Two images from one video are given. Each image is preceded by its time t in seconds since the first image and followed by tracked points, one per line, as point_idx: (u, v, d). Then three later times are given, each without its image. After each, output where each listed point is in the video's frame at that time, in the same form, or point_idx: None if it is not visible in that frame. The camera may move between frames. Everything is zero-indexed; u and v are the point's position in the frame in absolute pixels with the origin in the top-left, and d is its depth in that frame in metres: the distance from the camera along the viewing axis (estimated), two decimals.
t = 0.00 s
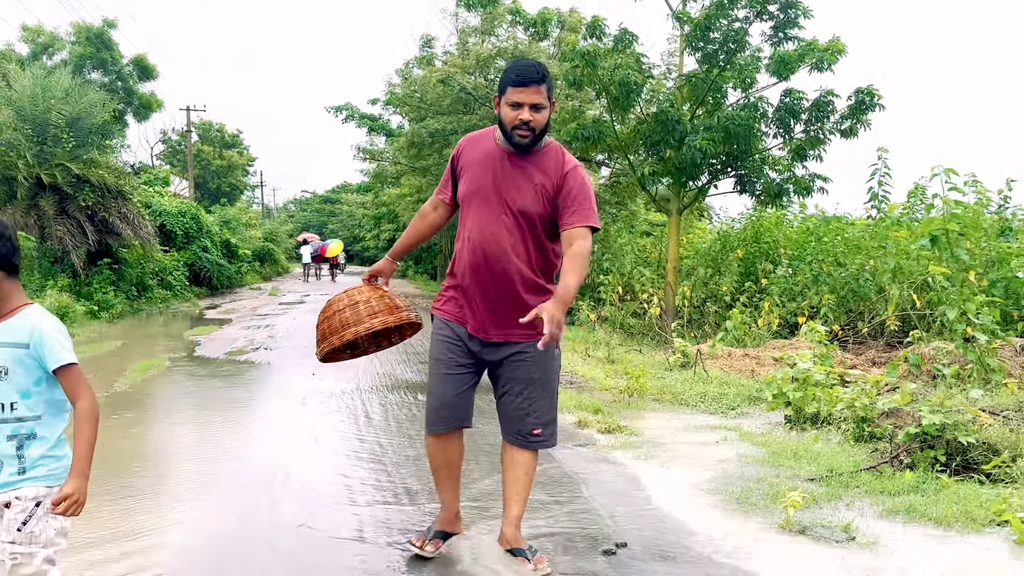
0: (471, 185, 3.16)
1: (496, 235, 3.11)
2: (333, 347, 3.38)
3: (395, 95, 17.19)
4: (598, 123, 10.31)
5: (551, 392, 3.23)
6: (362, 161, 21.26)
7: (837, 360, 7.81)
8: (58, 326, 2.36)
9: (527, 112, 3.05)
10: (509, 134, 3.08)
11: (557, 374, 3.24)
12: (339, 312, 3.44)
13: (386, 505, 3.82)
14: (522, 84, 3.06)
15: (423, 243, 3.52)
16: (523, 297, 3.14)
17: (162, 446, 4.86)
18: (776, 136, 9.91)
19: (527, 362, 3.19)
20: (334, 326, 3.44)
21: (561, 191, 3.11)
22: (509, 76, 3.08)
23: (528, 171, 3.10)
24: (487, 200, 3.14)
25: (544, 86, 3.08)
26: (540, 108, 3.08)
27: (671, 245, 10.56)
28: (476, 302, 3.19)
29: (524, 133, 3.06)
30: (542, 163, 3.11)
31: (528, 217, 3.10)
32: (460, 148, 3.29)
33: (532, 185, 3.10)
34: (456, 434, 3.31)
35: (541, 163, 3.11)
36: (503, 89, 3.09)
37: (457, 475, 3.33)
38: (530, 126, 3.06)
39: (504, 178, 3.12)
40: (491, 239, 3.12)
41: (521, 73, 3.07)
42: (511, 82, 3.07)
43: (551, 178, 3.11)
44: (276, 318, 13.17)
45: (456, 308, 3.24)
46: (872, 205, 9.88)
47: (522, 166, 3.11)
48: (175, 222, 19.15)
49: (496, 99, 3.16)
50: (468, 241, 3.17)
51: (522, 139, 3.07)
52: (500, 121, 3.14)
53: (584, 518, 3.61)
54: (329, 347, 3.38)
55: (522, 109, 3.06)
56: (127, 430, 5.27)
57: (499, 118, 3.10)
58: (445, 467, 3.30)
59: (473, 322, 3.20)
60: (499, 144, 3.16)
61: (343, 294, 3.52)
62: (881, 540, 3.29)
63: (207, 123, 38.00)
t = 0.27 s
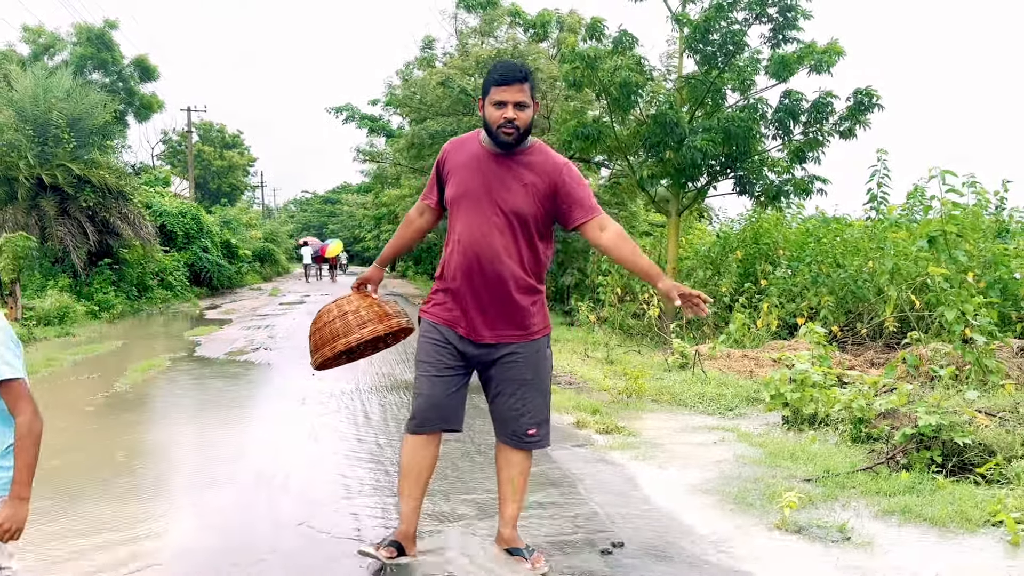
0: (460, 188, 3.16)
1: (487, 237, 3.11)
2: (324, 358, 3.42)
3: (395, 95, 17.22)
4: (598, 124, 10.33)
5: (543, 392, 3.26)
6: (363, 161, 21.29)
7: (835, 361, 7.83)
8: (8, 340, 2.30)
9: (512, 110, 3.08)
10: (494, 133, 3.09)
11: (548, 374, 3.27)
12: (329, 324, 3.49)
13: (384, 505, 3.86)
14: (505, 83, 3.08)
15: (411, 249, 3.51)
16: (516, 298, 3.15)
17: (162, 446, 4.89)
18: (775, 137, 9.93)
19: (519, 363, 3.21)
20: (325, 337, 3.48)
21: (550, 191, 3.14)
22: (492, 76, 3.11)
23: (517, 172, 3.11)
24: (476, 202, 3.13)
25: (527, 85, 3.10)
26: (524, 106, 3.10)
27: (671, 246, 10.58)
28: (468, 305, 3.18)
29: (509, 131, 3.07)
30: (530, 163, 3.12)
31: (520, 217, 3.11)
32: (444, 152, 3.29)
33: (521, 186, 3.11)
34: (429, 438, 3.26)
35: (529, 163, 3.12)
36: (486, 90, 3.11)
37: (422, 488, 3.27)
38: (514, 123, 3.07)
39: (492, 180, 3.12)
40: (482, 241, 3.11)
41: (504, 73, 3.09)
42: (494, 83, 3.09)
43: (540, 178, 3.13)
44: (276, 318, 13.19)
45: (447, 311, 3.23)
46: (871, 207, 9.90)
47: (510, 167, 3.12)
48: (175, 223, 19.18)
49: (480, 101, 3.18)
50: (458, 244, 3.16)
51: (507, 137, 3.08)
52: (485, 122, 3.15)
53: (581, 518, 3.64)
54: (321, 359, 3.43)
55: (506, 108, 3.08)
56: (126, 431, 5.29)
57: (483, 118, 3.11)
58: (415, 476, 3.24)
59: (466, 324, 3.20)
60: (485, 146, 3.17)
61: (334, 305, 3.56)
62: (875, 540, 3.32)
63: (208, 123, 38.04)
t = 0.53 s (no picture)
0: (449, 186, 3.12)
1: (478, 234, 3.08)
2: (306, 371, 3.41)
3: (396, 97, 17.24)
4: (599, 126, 10.35)
5: (535, 393, 3.24)
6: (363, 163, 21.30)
7: (836, 363, 7.83)
8: None
9: (496, 108, 3.09)
10: (479, 131, 3.09)
11: (540, 373, 3.25)
12: (311, 335, 3.47)
13: (387, 506, 3.86)
14: (489, 83, 3.10)
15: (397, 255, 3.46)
16: (512, 295, 3.14)
17: (163, 447, 4.89)
18: (776, 139, 9.94)
19: (512, 363, 3.19)
20: (306, 349, 3.46)
21: (539, 188, 3.16)
22: (475, 75, 3.12)
23: (505, 169, 3.11)
24: (466, 200, 3.11)
25: (511, 83, 3.12)
26: (508, 104, 3.12)
27: (671, 247, 10.59)
28: (460, 305, 3.14)
29: (494, 129, 3.08)
30: (517, 161, 3.13)
31: (511, 214, 3.11)
32: (428, 153, 3.25)
33: (511, 182, 3.11)
34: (420, 445, 3.22)
35: (518, 160, 3.13)
36: (471, 90, 3.12)
37: (416, 493, 3.21)
38: (499, 122, 3.08)
39: (482, 178, 3.11)
40: (475, 238, 3.08)
41: (488, 72, 3.10)
42: (478, 82, 3.10)
43: (529, 175, 3.14)
44: (277, 319, 13.20)
45: (439, 313, 3.17)
46: (871, 209, 9.92)
47: (498, 164, 3.12)
48: (176, 224, 19.19)
49: (464, 101, 3.19)
50: (449, 242, 3.11)
51: (492, 136, 3.08)
52: (469, 121, 3.16)
53: (581, 518, 3.65)
54: (304, 371, 3.41)
55: (490, 106, 3.09)
56: (127, 431, 5.29)
57: (469, 117, 3.12)
58: (408, 485, 3.18)
59: (460, 325, 3.15)
60: (471, 145, 3.16)
61: (316, 316, 3.54)
62: (876, 540, 3.32)
63: (209, 124, 38.09)
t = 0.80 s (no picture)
0: (436, 187, 3.14)
1: (466, 234, 3.09)
2: (287, 373, 3.27)
3: (397, 101, 17.28)
4: (599, 129, 10.37)
5: (523, 398, 3.24)
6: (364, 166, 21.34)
7: (836, 366, 7.84)
8: None
9: (483, 110, 3.10)
10: (465, 133, 3.11)
11: (525, 377, 3.25)
12: (294, 337, 3.37)
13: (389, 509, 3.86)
14: (473, 84, 3.12)
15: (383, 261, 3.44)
16: (499, 295, 3.14)
17: (163, 449, 4.91)
18: (776, 142, 9.96)
19: (500, 368, 3.17)
20: (288, 352, 3.34)
21: (525, 189, 3.20)
22: (461, 77, 3.14)
23: (492, 169, 3.14)
24: (453, 201, 3.12)
25: (497, 84, 3.13)
26: (494, 105, 3.13)
27: (671, 250, 10.61)
28: (449, 306, 3.12)
29: (480, 130, 3.09)
30: (503, 162, 3.16)
31: (498, 214, 3.13)
32: (414, 157, 3.27)
33: (498, 183, 3.14)
34: (417, 448, 3.21)
35: (504, 162, 3.16)
36: (456, 91, 3.13)
37: (414, 496, 3.21)
38: (486, 123, 3.09)
39: (469, 178, 3.13)
40: (463, 238, 3.09)
41: (473, 74, 3.12)
42: (463, 83, 3.12)
43: (515, 176, 3.18)
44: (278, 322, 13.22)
45: (426, 313, 3.14)
46: (872, 212, 9.94)
47: (485, 165, 3.14)
48: (177, 227, 19.23)
49: (450, 103, 3.21)
50: (436, 243, 3.11)
51: (478, 137, 3.10)
52: (455, 123, 3.17)
53: (581, 520, 3.66)
54: (285, 372, 3.27)
55: (476, 108, 3.10)
56: (128, 434, 5.30)
57: (455, 119, 3.13)
58: (405, 488, 3.17)
59: (449, 327, 3.13)
60: (457, 147, 3.18)
61: (298, 322, 3.44)
62: (875, 543, 3.33)
63: (209, 127, 38.15)
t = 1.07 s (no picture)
0: (432, 193, 3.14)
1: (461, 240, 3.09)
2: (287, 378, 3.25)
3: (398, 106, 17.32)
4: (600, 134, 10.39)
5: (514, 405, 3.23)
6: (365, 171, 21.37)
7: (838, 371, 7.83)
8: None
9: (487, 120, 3.08)
10: (468, 142, 3.10)
11: (518, 384, 3.24)
12: (292, 342, 3.35)
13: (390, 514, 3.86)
14: (479, 93, 3.08)
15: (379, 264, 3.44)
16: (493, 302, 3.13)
17: (164, 455, 4.91)
18: (777, 146, 9.97)
19: (494, 375, 3.17)
20: (287, 357, 3.32)
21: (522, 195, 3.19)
22: (465, 85, 3.10)
23: (488, 177, 3.13)
24: (449, 207, 3.12)
25: (501, 95, 3.12)
26: (497, 115, 3.11)
27: (672, 255, 10.61)
28: (443, 313, 3.12)
29: (483, 141, 3.08)
30: (500, 169, 3.16)
31: (493, 220, 3.13)
32: (411, 163, 3.27)
33: (494, 189, 3.13)
34: (416, 452, 3.20)
35: (501, 168, 3.16)
36: (460, 99, 3.10)
37: (414, 501, 3.20)
38: (489, 134, 3.08)
39: (465, 185, 3.13)
40: (458, 245, 3.09)
41: (479, 83, 3.09)
42: (467, 92, 3.09)
43: (511, 183, 3.17)
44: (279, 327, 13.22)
45: (421, 320, 3.15)
46: (873, 216, 9.94)
47: (481, 172, 3.14)
48: (179, 232, 19.26)
49: (452, 109, 3.17)
50: (432, 249, 3.11)
51: (482, 147, 3.09)
52: (456, 131, 3.15)
53: (582, 526, 3.66)
54: (284, 377, 3.25)
55: (481, 118, 3.08)
56: (129, 439, 5.31)
57: (457, 127, 3.10)
58: (405, 493, 3.16)
59: (443, 333, 3.13)
60: (454, 153, 3.18)
61: (296, 327, 3.43)
62: (877, 548, 3.33)
63: (211, 132, 38.22)
